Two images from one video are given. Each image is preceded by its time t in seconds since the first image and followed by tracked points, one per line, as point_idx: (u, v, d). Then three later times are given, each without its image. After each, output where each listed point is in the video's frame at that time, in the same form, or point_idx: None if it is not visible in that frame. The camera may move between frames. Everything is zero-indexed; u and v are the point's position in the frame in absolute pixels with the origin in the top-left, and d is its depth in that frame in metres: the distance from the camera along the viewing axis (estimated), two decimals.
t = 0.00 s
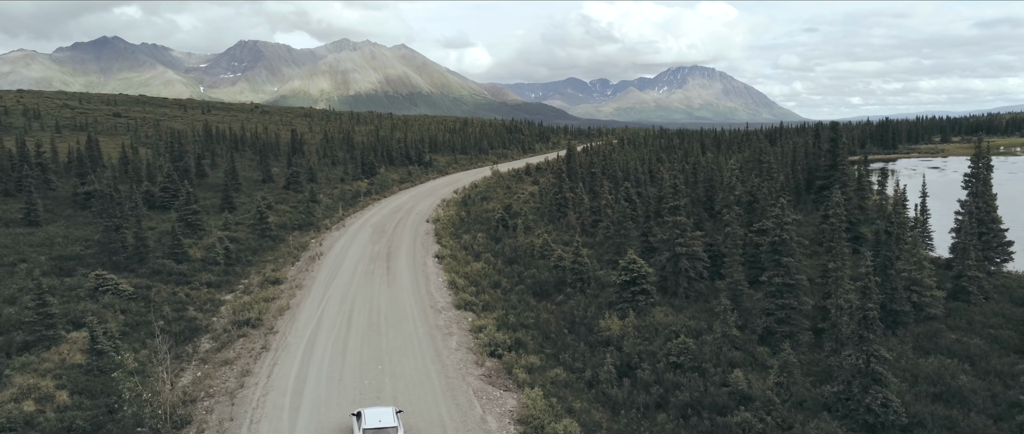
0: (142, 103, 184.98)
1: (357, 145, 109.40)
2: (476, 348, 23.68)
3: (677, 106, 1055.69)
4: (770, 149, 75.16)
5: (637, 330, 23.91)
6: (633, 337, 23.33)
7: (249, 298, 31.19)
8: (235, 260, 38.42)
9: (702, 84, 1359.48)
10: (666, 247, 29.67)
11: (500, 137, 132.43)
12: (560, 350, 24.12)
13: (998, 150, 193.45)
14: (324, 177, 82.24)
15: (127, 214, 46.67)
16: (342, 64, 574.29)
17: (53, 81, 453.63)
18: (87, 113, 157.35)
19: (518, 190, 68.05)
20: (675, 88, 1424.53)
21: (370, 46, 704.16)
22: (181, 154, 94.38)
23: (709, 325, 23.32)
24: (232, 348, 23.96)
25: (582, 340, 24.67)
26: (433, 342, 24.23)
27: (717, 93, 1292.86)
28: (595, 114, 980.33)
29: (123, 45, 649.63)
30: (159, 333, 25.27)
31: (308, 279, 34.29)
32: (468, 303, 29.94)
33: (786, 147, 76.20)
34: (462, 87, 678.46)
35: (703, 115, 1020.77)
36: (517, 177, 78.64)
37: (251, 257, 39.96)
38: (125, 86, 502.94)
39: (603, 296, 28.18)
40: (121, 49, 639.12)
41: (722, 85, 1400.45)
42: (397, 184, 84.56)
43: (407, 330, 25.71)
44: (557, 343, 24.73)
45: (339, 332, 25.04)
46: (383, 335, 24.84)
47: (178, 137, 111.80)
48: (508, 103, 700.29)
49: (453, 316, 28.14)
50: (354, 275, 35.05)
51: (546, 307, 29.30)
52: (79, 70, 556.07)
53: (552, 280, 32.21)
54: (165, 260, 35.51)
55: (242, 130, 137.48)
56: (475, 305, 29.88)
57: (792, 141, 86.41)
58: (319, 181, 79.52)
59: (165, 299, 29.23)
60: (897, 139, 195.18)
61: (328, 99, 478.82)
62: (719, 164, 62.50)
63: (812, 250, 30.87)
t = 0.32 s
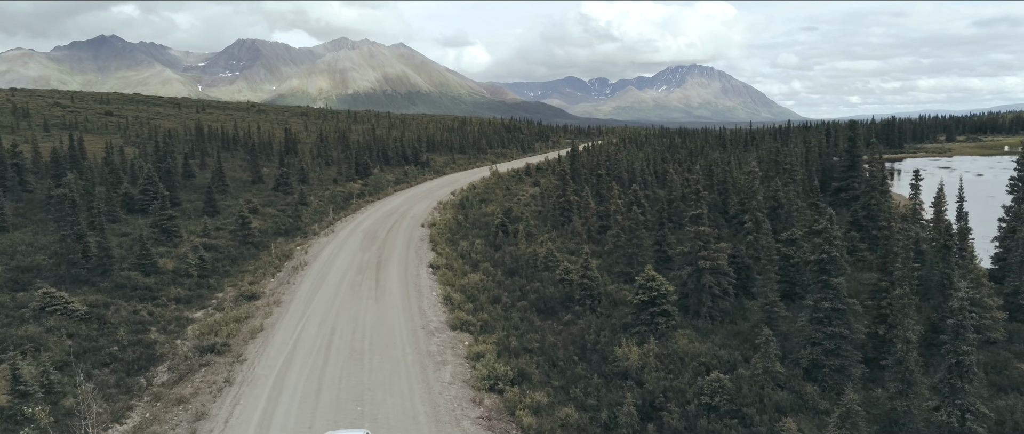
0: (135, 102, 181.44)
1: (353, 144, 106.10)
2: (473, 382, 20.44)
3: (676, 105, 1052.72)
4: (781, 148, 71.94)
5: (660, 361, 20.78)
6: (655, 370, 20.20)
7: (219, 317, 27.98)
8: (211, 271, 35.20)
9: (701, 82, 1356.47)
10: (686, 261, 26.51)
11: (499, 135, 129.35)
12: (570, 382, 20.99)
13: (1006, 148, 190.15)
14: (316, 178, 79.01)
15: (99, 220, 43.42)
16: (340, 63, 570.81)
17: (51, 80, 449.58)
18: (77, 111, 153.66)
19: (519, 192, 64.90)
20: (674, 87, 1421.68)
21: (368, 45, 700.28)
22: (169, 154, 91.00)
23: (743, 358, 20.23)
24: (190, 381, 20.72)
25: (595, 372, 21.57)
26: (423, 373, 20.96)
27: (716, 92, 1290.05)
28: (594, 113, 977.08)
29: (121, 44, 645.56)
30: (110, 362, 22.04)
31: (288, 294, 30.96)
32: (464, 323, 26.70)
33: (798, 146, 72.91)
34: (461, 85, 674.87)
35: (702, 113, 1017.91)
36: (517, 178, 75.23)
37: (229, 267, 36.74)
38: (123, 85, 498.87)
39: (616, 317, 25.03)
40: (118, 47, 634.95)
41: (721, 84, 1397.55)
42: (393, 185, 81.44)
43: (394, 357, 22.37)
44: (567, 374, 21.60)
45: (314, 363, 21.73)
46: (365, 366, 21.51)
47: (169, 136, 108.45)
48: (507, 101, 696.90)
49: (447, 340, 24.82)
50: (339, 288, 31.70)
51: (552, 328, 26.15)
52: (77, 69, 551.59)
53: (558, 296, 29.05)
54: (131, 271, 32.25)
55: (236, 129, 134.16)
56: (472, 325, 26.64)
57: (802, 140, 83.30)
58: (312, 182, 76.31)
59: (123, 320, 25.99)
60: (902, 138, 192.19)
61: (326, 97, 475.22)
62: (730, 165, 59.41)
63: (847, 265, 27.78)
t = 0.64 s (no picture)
0: (128, 100, 178.13)
1: (348, 143, 102.67)
2: (470, 429, 17.30)
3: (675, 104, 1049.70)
4: (793, 148, 68.89)
5: (690, 403, 17.70)
6: (689, 415, 17.16)
7: (184, 342, 24.83)
8: (183, 285, 32.05)
9: (700, 82, 1353.99)
10: (713, 279, 23.50)
11: (498, 135, 126.07)
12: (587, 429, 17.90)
13: (1014, 147, 187.14)
14: (308, 179, 75.74)
15: (67, 228, 40.22)
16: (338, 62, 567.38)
17: (49, 79, 445.84)
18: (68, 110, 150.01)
19: (520, 195, 61.81)
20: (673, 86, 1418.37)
21: (366, 44, 696.52)
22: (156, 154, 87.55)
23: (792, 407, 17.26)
24: (136, 428, 17.56)
25: (613, 415, 18.51)
26: (413, 418, 17.81)
27: (715, 91, 1286.95)
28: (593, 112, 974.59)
29: (119, 42, 641.33)
30: (47, 401, 18.91)
31: (264, 313, 27.79)
32: (461, 350, 23.53)
33: (810, 146, 69.83)
34: (460, 85, 671.59)
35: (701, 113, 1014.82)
36: (518, 179, 72.05)
37: (204, 280, 33.58)
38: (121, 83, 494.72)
39: (636, 347, 22.01)
40: (116, 46, 631.01)
41: (719, 83, 1394.86)
42: (388, 186, 78.28)
43: (379, 395, 19.20)
44: (581, 416, 18.56)
45: (284, 406, 18.57)
46: (344, 409, 18.29)
47: (158, 135, 104.89)
48: (506, 101, 693.38)
49: (441, 370, 21.66)
50: (323, 306, 28.51)
51: (563, 357, 23.09)
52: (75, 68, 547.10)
53: (568, 319, 26.07)
54: (91, 287, 29.07)
55: (229, 129, 130.58)
56: (470, 351, 23.51)
57: (813, 140, 80.26)
58: (304, 184, 73.09)
59: (73, 346, 22.86)
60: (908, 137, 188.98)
61: (324, 97, 471.92)
62: (743, 167, 56.33)
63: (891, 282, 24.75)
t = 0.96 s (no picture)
0: (122, 100, 174.84)
1: (343, 143, 99.46)
2: None
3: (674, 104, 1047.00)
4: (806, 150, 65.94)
5: None
6: None
7: (140, 374, 21.64)
8: (149, 303, 28.89)
9: (698, 82, 1351.47)
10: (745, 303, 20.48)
11: (497, 135, 123.04)
12: None
13: (1020, 147, 184.56)
14: (300, 181, 72.58)
15: (31, 236, 37.07)
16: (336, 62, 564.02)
17: (45, 79, 442.54)
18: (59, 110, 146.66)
19: (520, 198, 58.72)
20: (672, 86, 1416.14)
21: (364, 43, 693.04)
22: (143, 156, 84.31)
23: None
24: None
25: None
26: None
27: (714, 91, 1284.40)
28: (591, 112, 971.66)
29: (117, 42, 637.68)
30: None
31: (234, 338, 24.62)
32: (456, 385, 20.41)
33: (822, 146, 66.88)
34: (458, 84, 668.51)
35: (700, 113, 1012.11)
36: (518, 181, 69.04)
37: (174, 297, 30.41)
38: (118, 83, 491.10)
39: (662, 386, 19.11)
40: (113, 45, 626.34)
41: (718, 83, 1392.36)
42: (382, 189, 75.19)
43: None
44: None
45: None
46: None
47: (146, 135, 101.64)
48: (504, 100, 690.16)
49: (433, 412, 18.54)
50: (301, 329, 25.35)
51: (575, 393, 20.10)
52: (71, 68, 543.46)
53: (579, 346, 23.11)
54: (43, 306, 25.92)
55: (222, 129, 127.36)
56: (467, 386, 20.44)
57: (825, 140, 77.25)
58: (295, 187, 69.93)
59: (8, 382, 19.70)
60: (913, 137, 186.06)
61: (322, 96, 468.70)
62: (756, 170, 53.32)
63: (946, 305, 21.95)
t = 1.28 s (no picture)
0: (110, 100, 170.52)
1: (334, 144, 95.97)
2: None
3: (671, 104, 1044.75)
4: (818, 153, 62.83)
5: None
6: None
7: (72, 422, 18.23)
8: (101, 327, 25.49)
9: (695, 82, 1350.21)
10: (793, 340, 17.26)
11: (494, 136, 119.81)
12: None
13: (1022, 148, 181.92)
14: (287, 185, 69.01)
15: None
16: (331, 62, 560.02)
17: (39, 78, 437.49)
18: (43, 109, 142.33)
19: (519, 203, 55.46)
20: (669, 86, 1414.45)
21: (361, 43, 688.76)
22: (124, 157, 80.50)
23: None
24: None
25: None
26: None
27: (710, 91, 1282.74)
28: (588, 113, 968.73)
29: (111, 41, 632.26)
30: None
31: (191, 373, 21.25)
32: None
33: (834, 148, 63.90)
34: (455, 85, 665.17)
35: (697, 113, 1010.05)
36: (516, 184, 65.78)
37: (130, 318, 26.93)
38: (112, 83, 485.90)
39: None
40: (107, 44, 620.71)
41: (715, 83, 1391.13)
42: (374, 192, 71.86)
43: None
44: None
45: None
46: None
47: (130, 135, 97.82)
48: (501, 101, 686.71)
49: None
50: (269, 361, 21.95)
51: None
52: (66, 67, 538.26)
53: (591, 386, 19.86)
54: None
55: (211, 130, 123.50)
56: None
57: (835, 142, 74.12)
58: (281, 190, 66.36)
59: None
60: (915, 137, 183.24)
61: (318, 97, 464.87)
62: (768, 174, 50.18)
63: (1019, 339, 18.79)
